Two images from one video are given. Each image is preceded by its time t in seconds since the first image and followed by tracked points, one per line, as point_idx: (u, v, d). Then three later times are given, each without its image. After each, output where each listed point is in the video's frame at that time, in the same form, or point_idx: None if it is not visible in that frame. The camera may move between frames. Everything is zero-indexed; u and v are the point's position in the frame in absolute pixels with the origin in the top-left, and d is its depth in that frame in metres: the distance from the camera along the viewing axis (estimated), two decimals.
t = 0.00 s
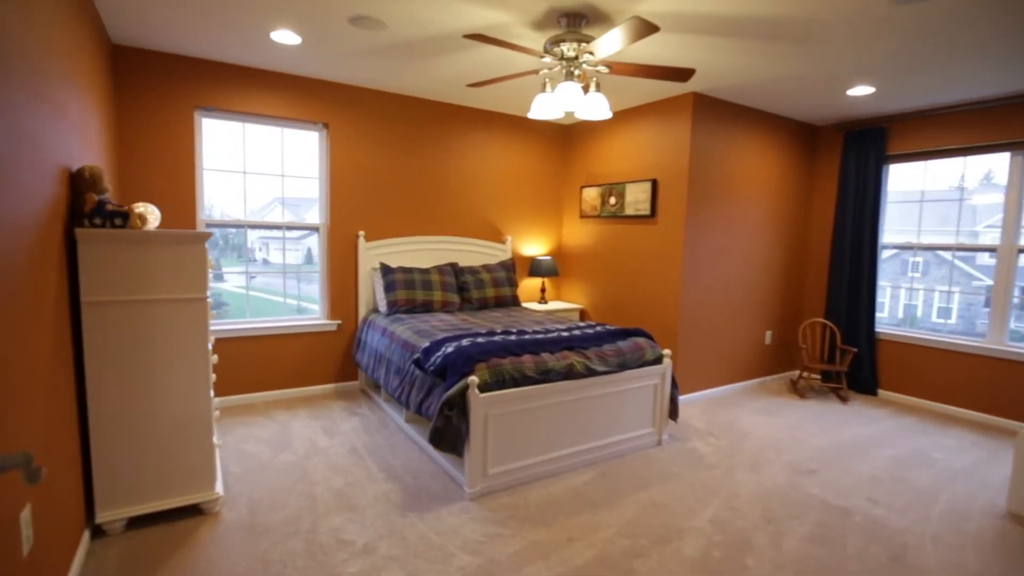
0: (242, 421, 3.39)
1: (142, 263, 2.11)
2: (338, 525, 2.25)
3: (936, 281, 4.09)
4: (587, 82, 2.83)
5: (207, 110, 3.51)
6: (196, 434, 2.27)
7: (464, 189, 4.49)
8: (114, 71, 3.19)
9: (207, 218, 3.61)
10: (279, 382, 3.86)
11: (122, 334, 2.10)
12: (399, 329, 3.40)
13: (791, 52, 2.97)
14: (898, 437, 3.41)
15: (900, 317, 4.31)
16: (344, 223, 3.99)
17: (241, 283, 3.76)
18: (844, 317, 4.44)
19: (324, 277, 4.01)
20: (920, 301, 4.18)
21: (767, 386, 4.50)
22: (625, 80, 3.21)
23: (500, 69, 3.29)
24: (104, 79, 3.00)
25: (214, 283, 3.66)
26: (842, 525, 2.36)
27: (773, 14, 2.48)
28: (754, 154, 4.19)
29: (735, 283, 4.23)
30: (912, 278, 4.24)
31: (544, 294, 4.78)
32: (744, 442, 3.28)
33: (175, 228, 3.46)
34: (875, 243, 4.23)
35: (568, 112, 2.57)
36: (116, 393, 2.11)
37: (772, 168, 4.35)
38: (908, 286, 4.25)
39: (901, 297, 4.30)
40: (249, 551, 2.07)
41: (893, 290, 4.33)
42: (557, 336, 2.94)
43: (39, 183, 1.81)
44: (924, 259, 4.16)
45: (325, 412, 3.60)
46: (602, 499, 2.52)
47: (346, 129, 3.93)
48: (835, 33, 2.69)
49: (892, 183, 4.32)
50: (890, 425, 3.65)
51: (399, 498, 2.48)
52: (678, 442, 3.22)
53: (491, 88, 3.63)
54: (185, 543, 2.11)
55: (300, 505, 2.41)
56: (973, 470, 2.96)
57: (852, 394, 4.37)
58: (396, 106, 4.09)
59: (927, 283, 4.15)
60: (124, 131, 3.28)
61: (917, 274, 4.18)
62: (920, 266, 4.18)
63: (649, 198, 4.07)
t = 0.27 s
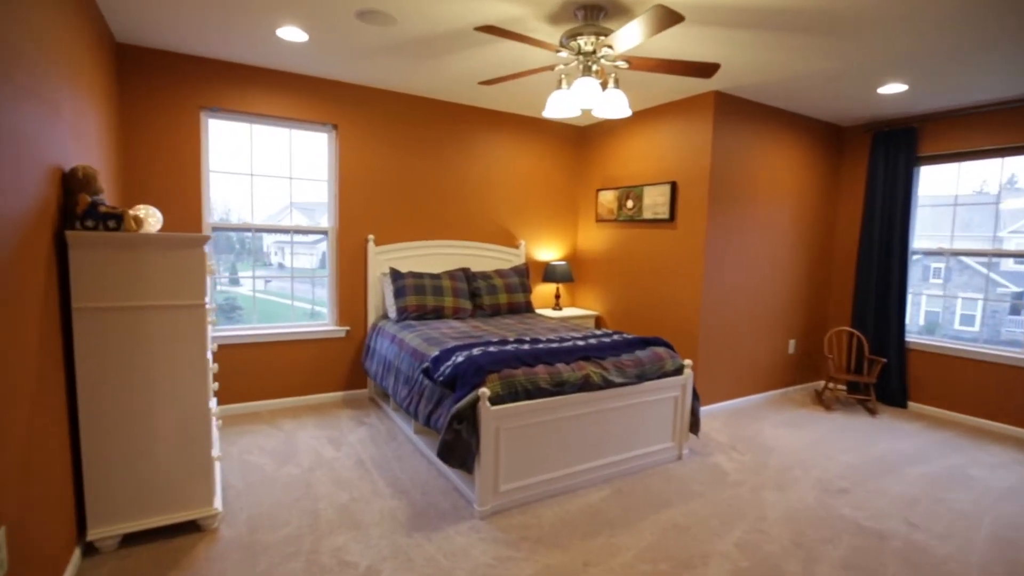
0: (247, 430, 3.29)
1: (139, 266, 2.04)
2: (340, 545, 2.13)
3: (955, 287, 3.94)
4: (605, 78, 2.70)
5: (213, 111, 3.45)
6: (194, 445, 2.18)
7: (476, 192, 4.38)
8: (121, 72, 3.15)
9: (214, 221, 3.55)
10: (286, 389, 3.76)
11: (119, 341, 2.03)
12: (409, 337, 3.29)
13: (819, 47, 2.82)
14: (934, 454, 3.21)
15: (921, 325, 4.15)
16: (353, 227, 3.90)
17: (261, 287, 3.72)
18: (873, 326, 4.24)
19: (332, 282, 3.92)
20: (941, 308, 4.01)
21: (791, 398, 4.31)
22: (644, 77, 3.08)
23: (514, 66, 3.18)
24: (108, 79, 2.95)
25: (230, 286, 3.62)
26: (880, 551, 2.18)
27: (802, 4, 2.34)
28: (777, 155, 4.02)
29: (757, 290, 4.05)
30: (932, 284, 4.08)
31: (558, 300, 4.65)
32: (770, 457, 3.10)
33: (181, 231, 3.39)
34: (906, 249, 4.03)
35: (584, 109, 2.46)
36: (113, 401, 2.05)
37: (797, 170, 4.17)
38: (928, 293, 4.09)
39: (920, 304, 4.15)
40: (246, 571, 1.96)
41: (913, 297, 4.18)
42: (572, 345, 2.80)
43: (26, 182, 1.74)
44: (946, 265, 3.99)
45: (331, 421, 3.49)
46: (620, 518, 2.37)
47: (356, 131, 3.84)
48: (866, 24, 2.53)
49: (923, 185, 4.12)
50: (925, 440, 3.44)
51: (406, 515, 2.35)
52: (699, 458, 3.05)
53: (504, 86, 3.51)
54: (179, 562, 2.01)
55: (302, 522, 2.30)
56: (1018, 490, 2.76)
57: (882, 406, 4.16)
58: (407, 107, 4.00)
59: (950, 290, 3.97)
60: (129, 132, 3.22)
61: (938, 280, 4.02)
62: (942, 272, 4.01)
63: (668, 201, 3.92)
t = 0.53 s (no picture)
0: (249, 441, 3.20)
1: (132, 274, 1.94)
2: (337, 569, 2.01)
3: (984, 295, 3.74)
4: (620, 75, 2.57)
5: (219, 114, 3.39)
6: (188, 461, 2.07)
7: (486, 196, 4.27)
8: (126, 74, 3.09)
9: (218, 226, 3.48)
10: (289, 398, 3.66)
11: (109, 351, 1.94)
12: (414, 346, 3.17)
13: (848, 41, 2.66)
14: (974, 476, 3.00)
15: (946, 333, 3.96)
16: (360, 232, 3.81)
17: (274, 292, 3.66)
18: (902, 337, 4.02)
19: (338, 289, 3.82)
20: (967, 316, 3.82)
21: (815, 412, 4.10)
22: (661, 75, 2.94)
23: (525, 66, 3.06)
24: (113, 82, 2.90)
25: (248, 291, 3.58)
26: None
27: None
28: (800, 157, 3.85)
29: (779, 298, 3.87)
30: (956, 290, 3.91)
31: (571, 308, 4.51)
32: (795, 478, 2.92)
33: (184, 237, 3.32)
34: (938, 255, 3.81)
35: (598, 108, 2.32)
36: (104, 416, 1.94)
37: (821, 173, 3.99)
38: (951, 300, 3.92)
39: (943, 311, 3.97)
40: None
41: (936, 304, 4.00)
42: (585, 357, 2.66)
43: (12, 187, 1.64)
44: (970, 272, 3.82)
45: (335, 432, 3.39)
46: (636, 545, 2.21)
47: (363, 135, 3.76)
48: (902, 16, 2.37)
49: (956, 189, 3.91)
50: (963, 461, 3.22)
51: (408, 537, 2.22)
52: (720, 477, 2.88)
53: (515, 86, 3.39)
54: None
55: (298, 543, 2.18)
56: None
57: (914, 423, 3.93)
58: (415, 110, 3.91)
59: (977, 298, 3.78)
60: (135, 136, 3.17)
61: (963, 287, 3.84)
62: (967, 279, 3.83)
63: (684, 206, 3.77)
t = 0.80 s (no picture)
0: (244, 454, 3.09)
1: (117, 285, 1.85)
2: None
3: (1008, 303, 3.59)
4: (630, 74, 2.45)
5: (220, 119, 3.32)
6: (175, 481, 1.97)
7: (492, 202, 4.16)
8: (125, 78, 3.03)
9: (218, 233, 3.40)
10: (287, 408, 3.56)
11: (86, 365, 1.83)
12: (416, 356, 3.06)
13: (874, 38, 2.51)
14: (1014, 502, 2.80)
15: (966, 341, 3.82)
16: (362, 238, 3.71)
17: (283, 296, 3.60)
18: (929, 348, 3.82)
19: (339, 296, 3.72)
20: (988, 324, 3.69)
21: (837, 428, 3.90)
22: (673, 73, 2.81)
23: (532, 67, 2.95)
24: (112, 87, 2.84)
25: (257, 295, 3.53)
26: None
27: None
28: (820, 160, 3.68)
29: (798, 308, 3.70)
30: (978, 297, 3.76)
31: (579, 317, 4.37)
32: (820, 503, 2.74)
33: (183, 243, 3.25)
34: (969, 262, 3.62)
35: (608, 108, 2.19)
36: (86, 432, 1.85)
37: (841, 177, 3.82)
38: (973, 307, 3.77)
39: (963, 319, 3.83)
40: None
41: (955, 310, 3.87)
42: (593, 370, 2.51)
43: None
44: (993, 278, 3.68)
45: (334, 445, 3.27)
46: None
47: (366, 139, 3.67)
48: (935, 10, 2.21)
49: (986, 193, 3.71)
50: (1001, 484, 3.02)
51: (404, 563, 2.09)
52: (738, 500, 2.72)
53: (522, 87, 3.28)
54: None
55: (288, 568, 2.06)
56: None
57: (944, 441, 3.72)
58: (419, 113, 3.81)
59: (999, 306, 3.65)
60: (134, 142, 3.11)
61: (985, 294, 3.70)
62: (989, 285, 3.69)
63: (698, 211, 3.61)
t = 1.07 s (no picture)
0: (235, 468, 2.99)
1: (97, 296, 1.76)
2: None
3: (1016, 310, 3.51)
4: (635, 76, 2.35)
5: (215, 124, 3.24)
6: (154, 503, 1.88)
7: (493, 208, 4.06)
8: (116, 82, 2.95)
9: (212, 240, 3.31)
10: (282, 420, 3.46)
11: (60, 383, 1.74)
12: (412, 367, 2.95)
13: (890, 38, 2.40)
14: None
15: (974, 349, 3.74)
16: (359, 245, 3.62)
17: (289, 301, 3.53)
18: (945, 360, 3.69)
19: (336, 305, 3.63)
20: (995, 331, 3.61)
21: (849, 443, 3.77)
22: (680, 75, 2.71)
23: (533, 69, 2.85)
24: (103, 90, 2.76)
25: (261, 300, 3.46)
26: None
27: None
28: (832, 165, 3.57)
29: (809, 318, 3.57)
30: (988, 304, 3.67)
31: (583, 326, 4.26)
32: (834, 524, 2.61)
33: (175, 251, 3.16)
34: (987, 271, 3.49)
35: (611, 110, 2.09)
36: (60, 452, 1.75)
37: (853, 182, 3.70)
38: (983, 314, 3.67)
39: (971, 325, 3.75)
40: None
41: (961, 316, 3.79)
42: (596, 385, 2.40)
43: None
44: (1001, 284, 3.59)
45: (328, 460, 3.17)
46: None
47: (364, 144, 3.59)
48: (956, 8, 2.10)
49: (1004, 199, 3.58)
50: None
51: None
52: (748, 521, 2.59)
53: (523, 90, 3.18)
54: None
55: None
56: None
57: (963, 456, 3.57)
58: (418, 117, 3.73)
59: (1006, 313, 3.56)
60: (126, 148, 3.03)
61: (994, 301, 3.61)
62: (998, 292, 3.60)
63: (705, 217, 3.50)
